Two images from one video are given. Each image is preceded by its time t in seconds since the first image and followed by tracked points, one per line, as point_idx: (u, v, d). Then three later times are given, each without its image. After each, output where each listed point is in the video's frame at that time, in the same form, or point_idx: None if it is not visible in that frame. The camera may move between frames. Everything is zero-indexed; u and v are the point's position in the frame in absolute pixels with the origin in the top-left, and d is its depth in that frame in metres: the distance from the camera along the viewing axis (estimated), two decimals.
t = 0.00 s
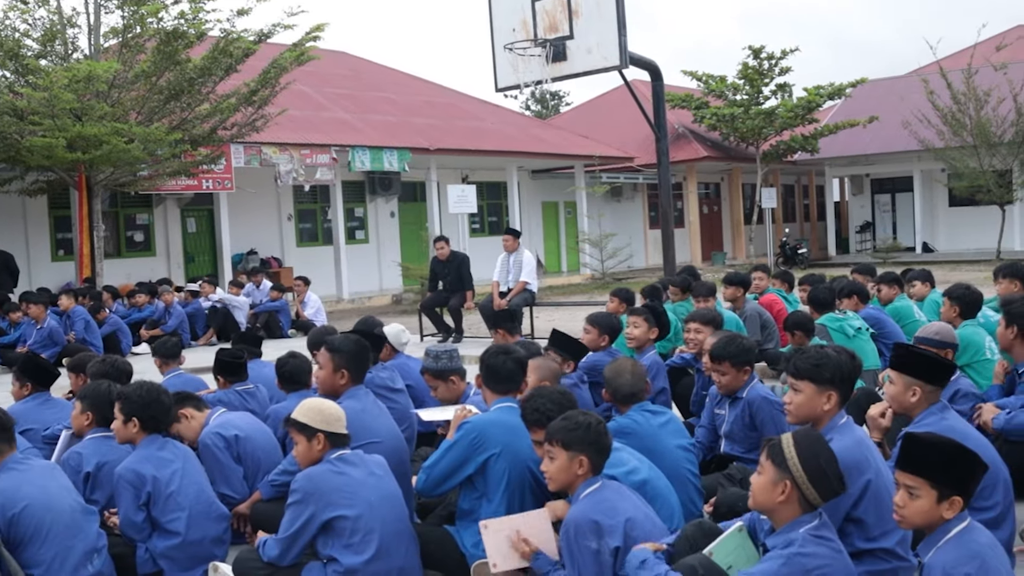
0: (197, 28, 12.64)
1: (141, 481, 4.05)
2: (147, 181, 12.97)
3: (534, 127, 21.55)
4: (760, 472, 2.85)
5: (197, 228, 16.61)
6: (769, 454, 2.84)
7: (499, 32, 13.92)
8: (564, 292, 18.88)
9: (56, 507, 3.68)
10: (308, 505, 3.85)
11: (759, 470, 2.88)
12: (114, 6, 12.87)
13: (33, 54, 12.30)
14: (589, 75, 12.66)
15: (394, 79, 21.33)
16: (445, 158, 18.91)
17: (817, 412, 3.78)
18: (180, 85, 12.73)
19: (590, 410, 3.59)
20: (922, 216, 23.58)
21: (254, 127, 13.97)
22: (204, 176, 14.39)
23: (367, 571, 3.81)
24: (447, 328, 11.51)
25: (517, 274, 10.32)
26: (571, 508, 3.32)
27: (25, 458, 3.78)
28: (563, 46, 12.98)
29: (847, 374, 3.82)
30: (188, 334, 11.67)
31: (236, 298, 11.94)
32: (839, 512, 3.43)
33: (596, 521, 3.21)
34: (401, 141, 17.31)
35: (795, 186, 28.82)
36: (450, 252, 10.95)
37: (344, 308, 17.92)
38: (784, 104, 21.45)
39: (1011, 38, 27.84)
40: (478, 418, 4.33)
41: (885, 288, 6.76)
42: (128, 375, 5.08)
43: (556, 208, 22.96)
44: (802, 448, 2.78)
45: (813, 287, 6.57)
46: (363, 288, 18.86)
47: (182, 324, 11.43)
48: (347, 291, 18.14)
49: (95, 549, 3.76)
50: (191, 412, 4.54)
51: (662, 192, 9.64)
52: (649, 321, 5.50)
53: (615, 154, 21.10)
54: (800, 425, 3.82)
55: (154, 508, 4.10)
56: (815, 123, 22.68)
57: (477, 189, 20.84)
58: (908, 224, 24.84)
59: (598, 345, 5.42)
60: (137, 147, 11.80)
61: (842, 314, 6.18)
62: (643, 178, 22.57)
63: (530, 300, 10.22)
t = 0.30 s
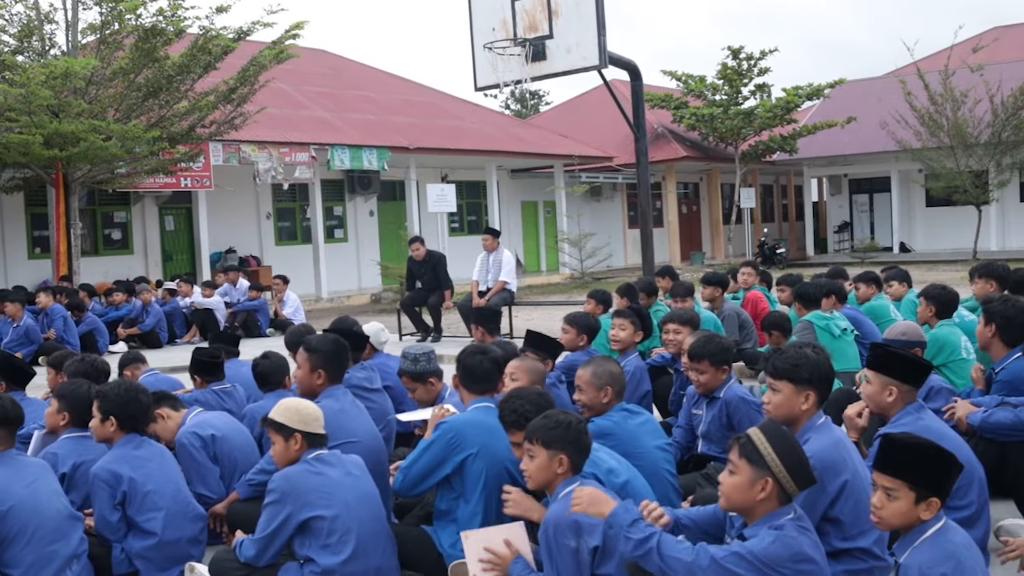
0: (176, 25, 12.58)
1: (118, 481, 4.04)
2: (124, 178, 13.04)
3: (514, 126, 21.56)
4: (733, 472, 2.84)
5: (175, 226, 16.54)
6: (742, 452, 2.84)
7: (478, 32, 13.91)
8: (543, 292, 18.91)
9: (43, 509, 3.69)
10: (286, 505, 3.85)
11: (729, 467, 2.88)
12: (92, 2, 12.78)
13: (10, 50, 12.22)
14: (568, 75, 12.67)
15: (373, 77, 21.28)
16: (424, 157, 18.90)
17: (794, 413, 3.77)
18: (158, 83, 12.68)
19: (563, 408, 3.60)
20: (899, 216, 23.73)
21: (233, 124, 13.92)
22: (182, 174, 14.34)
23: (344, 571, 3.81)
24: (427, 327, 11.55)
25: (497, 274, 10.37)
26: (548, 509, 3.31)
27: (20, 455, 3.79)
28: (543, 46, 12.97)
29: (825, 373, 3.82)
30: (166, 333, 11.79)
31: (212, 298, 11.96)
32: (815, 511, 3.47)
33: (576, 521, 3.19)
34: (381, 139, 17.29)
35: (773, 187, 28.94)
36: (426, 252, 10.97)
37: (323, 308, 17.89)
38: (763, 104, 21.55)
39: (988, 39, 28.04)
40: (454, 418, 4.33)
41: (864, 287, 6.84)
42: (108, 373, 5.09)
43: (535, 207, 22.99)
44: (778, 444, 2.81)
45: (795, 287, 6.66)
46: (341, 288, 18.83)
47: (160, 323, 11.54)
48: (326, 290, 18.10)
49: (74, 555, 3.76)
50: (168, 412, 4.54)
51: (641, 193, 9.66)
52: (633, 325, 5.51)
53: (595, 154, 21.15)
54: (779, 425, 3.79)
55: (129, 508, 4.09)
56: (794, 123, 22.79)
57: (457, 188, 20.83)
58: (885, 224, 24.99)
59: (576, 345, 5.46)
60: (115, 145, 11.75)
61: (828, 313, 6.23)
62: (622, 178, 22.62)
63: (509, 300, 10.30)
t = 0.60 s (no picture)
0: (152, 28, 12.50)
1: (91, 487, 4.02)
2: (100, 181, 12.87)
3: (492, 131, 21.58)
4: (705, 476, 2.83)
5: (151, 230, 16.47)
6: (714, 456, 2.83)
7: (455, 36, 13.86)
8: (520, 296, 18.94)
9: (22, 518, 3.68)
10: (261, 510, 3.84)
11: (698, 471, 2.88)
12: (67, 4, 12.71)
13: None
14: (546, 80, 12.71)
15: (350, 81, 21.24)
16: (402, 161, 18.90)
17: (767, 416, 3.77)
18: (135, 86, 12.62)
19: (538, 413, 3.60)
20: (874, 221, 23.91)
21: (210, 128, 13.87)
22: (159, 177, 14.29)
23: None
24: (404, 331, 11.57)
25: (474, 278, 10.42)
26: (524, 514, 3.30)
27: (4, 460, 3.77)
28: (520, 50, 13.00)
29: (798, 378, 3.82)
30: (141, 337, 11.77)
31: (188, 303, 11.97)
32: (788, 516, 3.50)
33: (551, 525, 3.19)
34: (358, 143, 17.28)
35: (750, 191, 29.07)
36: (406, 255, 10.97)
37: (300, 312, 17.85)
38: (739, 110, 21.68)
39: (961, 45, 28.31)
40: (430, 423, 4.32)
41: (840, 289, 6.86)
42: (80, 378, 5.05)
43: (512, 211, 23.02)
44: (750, 447, 2.82)
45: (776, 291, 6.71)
46: (318, 291, 18.79)
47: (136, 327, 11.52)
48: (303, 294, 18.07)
49: (49, 566, 3.76)
50: (143, 417, 4.52)
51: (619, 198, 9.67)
52: (610, 333, 5.54)
53: (572, 158, 21.20)
54: (751, 429, 3.81)
55: (103, 514, 4.07)
56: (770, 128, 22.91)
57: (433, 192, 20.84)
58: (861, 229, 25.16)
59: (553, 349, 5.49)
60: (90, 148, 11.68)
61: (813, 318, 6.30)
62: (599, 182, 22.70)
63: (486, 304, 10.31)
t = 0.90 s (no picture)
0: (128, 33, 12.37)
1: (63, 495, 4.00)
2: (75, 188, 12.85)
3: (469, 136, 21.60)
4: (663, 484, 2.83)
5: (126, 236, 16.39)
6: (671, 464, 2.83)
7: (431, 42, 13.85)
8: (496, 302, 18.97)
9: None
10: (235, 517, 3.83)
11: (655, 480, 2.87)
12: (42, 8, 12.62)
13: None
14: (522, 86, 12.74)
15: (326, 86, 21.20)
16: (378, 167, 18.89)
17: (738, 421, 3.79)
18: (109, 91, 12.54)
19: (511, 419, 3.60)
20: (849, 227, 24.07)
21: (185, 133, 13.80)
22: (134, 184, 14.23)
23: None
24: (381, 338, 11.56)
25: (450, 285, 10.45)
26: (498, 520, 3.29)
27: None
28: (496, 57, 13.02)
29: (768, 383, 3.84)
30: (116, 344, 11.75)
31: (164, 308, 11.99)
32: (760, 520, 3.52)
33: (525, 531, 3.18)
34: (335, 148, 17.26)
35: (726, 197, 29.20)
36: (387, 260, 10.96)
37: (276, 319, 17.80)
38: (716, 116, 21.78)
39: (934, 53, 28.56)
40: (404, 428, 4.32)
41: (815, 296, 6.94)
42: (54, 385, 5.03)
43: (489, 217, 23.05)
44: (707, 454, 2.82)
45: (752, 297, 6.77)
46: (295, 297, 18.75)
47: (110, 333, 11.52)
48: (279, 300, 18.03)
49: None
50: (117, 425, 4.51)
51: (596, 204, 9.67)
52: (580, 342, 5.55)
53: (548, 164, 21.25)
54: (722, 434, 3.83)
55: (76, 522, 4.05)
56: (746, 134, 23.03)
57: (410, 198, 20.83)
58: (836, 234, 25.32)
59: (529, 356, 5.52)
60: (64, 154, 11.60)
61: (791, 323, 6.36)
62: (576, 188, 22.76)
63: (462, 310, 10.35)
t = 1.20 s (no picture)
0: (103, 38, 12.33)
1: (36, 503, 3.97)
2: (50, 193, 12.77)
3: (446, 142, 21.61)
4: (599, 503, 2.82)
5: (102, 241, 16.32)
6: (605, 482, 2.81)
7: (409, 49, 13.87)
8: (473, 308, 18.98)
9: None
10: (209, 524, 3.81)
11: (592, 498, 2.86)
12: (17, 12, 12.54)
13: None
14: (499, 92, 12.79)
15: (303, 92, 21.17)
16: (356, 172, 18.88)
17: (710, 428, 3.81)
18: (85, 96, 12.48)
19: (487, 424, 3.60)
20: (826, 233, 24.23)
21: (162, 138, 13.75)
22: (109, 189, 14.18)
23: None
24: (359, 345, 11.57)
25: (426, 291, 10.46)
26: (476, 525, 3.28)
27: None
28: (473, 63, 13.05)
29: (740, 390, 3.86)
30: (91, 349, 11.78)
31: (140, 313, 11.97)
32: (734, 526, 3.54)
33: (501, 537, 3.17)
34: (312, 154, 17.24)
35: (703, 204, 29.34)
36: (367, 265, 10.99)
37: (252, 324, 17.75)
38: (693, 123, 21.87)
39: (908, 61, 28.82)
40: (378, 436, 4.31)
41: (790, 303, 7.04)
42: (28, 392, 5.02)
43: (467, 223, 23.08)
44: (636, 468, 2.80)
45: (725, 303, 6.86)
46: (271, 303, 18.70)
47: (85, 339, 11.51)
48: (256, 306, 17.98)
49: None
50: (90, 432, 4.49)
51: (573, 211, 9.70)
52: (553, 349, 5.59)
53: (526, 170, 21.29)
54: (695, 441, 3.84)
55: (48, 530, 4.02)
56: (723, 142, 23.15)
57: (388, 204, 20.82)
58: (813, 241, 25.47)
59: (504, 362, 5.56)
60: (39, 158, 11.53)
61: (762, 329, 6.40)
62: (553, 195, 22.83)
63: (439, 316, 10.39)
